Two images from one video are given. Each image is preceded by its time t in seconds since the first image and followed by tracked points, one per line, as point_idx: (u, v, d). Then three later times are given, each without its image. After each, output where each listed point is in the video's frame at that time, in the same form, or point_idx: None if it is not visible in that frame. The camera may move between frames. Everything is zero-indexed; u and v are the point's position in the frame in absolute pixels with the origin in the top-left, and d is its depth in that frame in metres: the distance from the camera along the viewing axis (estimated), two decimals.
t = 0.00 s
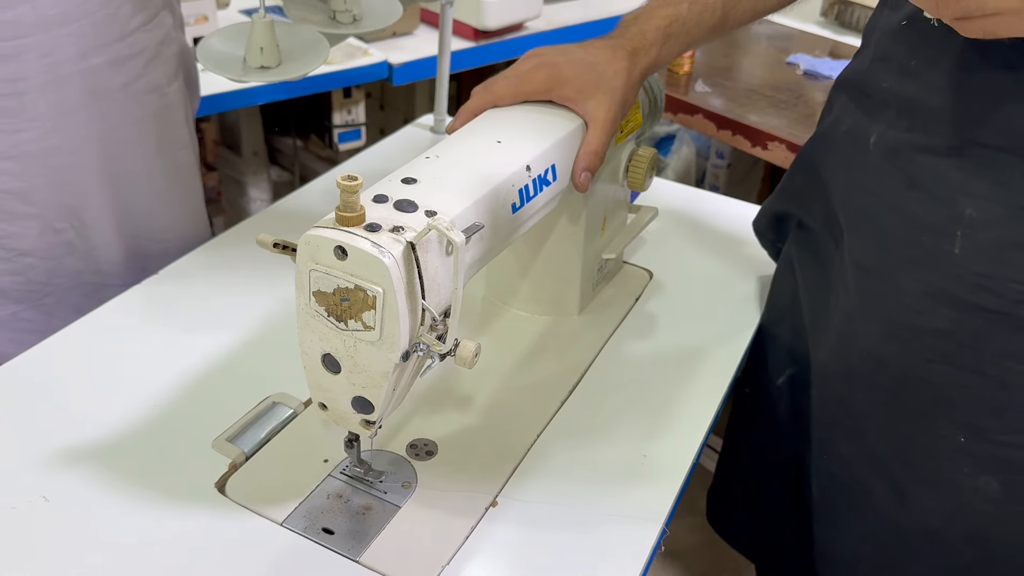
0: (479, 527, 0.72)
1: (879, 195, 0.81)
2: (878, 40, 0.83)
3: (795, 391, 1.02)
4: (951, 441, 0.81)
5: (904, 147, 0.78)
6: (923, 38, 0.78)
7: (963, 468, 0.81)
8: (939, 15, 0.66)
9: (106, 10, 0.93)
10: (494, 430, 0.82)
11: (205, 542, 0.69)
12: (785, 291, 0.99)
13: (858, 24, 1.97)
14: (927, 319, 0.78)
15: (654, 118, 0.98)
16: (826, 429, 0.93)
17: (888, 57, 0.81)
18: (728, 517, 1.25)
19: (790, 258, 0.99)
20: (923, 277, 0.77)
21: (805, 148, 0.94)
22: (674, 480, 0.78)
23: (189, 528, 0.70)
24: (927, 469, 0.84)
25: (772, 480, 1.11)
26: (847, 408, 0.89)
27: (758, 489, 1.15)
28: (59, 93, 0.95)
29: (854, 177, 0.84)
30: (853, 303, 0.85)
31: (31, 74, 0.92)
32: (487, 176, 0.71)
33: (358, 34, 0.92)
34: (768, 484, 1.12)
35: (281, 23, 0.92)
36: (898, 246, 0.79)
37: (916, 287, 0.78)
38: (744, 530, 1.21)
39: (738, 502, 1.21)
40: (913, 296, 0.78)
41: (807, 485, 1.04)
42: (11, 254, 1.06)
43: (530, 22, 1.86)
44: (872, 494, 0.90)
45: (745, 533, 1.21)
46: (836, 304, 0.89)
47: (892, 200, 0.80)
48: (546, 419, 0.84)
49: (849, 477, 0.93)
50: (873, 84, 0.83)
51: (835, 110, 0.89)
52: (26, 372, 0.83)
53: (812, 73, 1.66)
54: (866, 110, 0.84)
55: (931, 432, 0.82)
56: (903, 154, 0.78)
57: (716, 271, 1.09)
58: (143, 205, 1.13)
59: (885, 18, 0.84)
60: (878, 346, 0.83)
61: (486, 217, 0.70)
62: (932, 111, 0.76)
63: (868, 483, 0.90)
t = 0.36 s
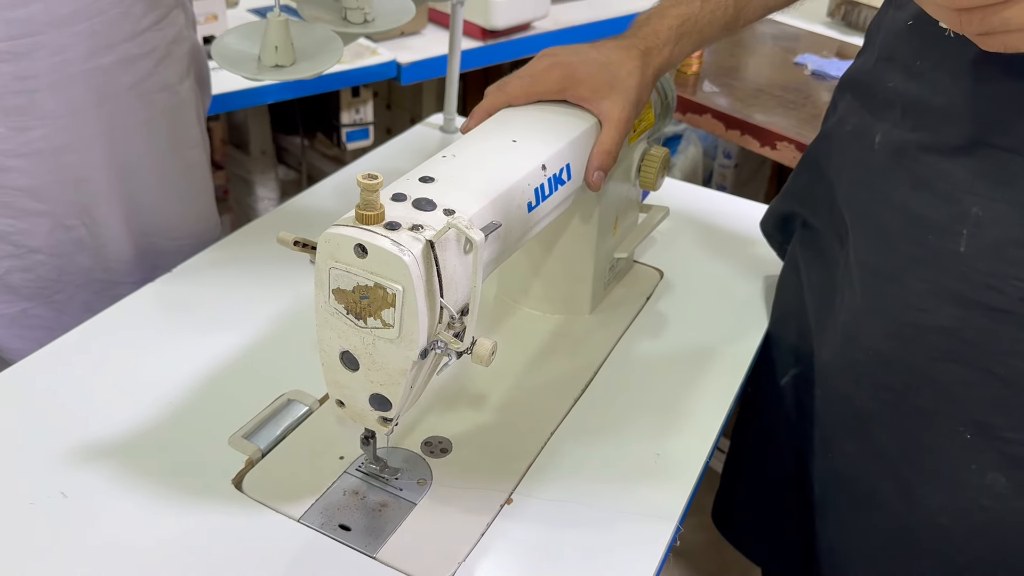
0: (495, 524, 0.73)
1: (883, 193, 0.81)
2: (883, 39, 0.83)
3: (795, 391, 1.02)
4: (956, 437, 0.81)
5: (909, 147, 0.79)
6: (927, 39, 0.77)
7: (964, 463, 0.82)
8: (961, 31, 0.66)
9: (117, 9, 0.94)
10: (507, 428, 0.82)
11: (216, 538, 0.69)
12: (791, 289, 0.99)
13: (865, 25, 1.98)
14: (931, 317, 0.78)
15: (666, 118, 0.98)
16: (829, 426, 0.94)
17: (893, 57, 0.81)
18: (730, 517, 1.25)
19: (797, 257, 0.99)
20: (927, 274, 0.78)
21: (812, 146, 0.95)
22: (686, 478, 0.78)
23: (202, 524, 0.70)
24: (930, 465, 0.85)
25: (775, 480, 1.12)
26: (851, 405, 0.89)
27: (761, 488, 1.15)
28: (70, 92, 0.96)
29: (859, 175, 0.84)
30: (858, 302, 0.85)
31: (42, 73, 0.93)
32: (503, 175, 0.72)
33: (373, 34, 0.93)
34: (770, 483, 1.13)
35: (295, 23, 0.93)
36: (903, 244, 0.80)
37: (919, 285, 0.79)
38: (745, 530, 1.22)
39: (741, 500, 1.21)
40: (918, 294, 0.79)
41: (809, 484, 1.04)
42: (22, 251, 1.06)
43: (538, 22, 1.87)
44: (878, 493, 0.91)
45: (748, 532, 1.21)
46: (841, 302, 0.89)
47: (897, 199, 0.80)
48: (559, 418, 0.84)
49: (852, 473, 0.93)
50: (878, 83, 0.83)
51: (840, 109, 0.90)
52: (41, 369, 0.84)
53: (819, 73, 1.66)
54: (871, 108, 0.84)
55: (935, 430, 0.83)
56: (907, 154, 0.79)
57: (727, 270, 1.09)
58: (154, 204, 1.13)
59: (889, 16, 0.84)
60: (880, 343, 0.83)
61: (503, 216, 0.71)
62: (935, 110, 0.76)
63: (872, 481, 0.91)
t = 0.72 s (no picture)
0: (499, 522, 0.73)
1: (888, 193, 0.82)
2: (887, 40, 0.84)
3: (796, 391, 1.02)
4: (961, 434, 0.81)
5: (913, 146, 0.79)
6: (933, 39, 0.78)
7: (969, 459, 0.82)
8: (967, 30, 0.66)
9: (123, 8, 0.94)
10: (512, 426, 0.83)
11: (221, 534, 0.70)
12: (794, 289, 0.99)
13: (868, 26, 1.98)
14: (936, 314, 0.79)
15: (669, 118, 0.99)
16: (832, 424, 0.94)
17: (897, 57, 0.82)
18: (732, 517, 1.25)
19: (800, 257, 0.99)
20: (931, 272, 0.78)
21: (815, 146, 0.95)
22: (689, 477, 0.79)
23: (208, 519, 0.71)
24: (934, 462, 0.85)
25: (778, 479, 1.12)
26: (854, 403, 0.90)
27: (763, 486, 1.15)
28: (75, 90, 0.96)
29: (863, 175, 0.85)
30: (862, 301, 0.85)
31: (47, 71, 0.93)
32: (510, 175, 0.72)
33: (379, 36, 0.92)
34: (773, 482, 1.13)
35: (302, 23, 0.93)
36: (907, 244, 0.80)
37: (924, 282, 0.79)
38: (747, 529, 1.22)
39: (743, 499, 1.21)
40: (923, 291, 0.79)
41: (810, 483, 1.04)
42: (27, 248, 1.07)
43: (541, 22, 1.87)
44: (883, 490, 0.91)
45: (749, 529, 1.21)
46: (845, 301, 0.89)
47: (901, 199, 0.80)
48: (562, 417, 0.84)
49: (856, 472, 0.93)
50: (881, 83, 0.83)
51: (843, 109, 0.90)
52: (48, 366, 0.84)
53: (822, 75, 1.67)
54: (875, 109, 0.85)
55: (940, 427, 0.83)
56: (912, 153, 0.79)
57: (730, 270, 1.10)
58: (159, 202, 1.14)
59: (893, 17, 0.84)
60: (884, 341, 0.84)
61: (509, 215, 0.71)
62: (940, 110, 0.76)
63: (876, 477, 0.91)
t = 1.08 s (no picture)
0: (500, 524, 0.73)
1: (901, 200, 0.81)
2: (899, 45, 0.83)
3: (805, 396, 1.02)
4: (974, 441, 0.80)
5: (928, 152, 0.78)
6: (947, 45, 0.77)
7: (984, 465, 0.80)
8: (997, 36, 0.61)
9: (125, 9, 0.94)
10: (513, 429, 0.82)
11: (221, 537, 0.70)
12: (798, 294, 0.98)
13: (871, 29, 1.98)
14: (948, 321, 0.78)
15: (670, 121, 0.98)
16: (840, 430, 0.93)
17: (909, 62, 0.81)
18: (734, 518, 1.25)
19: (805, 261, 0.98)
20: (944, 279, 0.77)
21: (824, 151, 0.94)
22: (691, 480, 0.79)
23: (207, 521, 0.71)
24: (941, 467, 0.84)
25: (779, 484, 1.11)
26: (863, 409, 0.89)
27: (765, 490, 1.15)
28: (77, 92, 0.97)
29: (875, 181, 0.84)
30: (875, 306, 0.84)
31: (49, 72, 0.93)
32: (512, 178, 0.72)
33: (380, 36, 0.93)
34: (773, 486, 1.13)
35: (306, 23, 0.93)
36: (921, 250, 0.79)
37: (936, 289, 0.78)
38: (748, 533, 1.21)
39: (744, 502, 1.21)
40: (935, 298, 0.78)
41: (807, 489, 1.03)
42: (29, 249, 1.07)
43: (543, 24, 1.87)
44: (889, 494, 0.90)
45: (749, 532, 1.21)
46: (856, 307, 0.88)
47: (915, 205, 0.79)
48: (563, 420, 0.84)
49: (862, 477, 0.92)
50: (893, 87, 0.83)
51: (851, 114, 0.89)
52: (49, 367, 0.84)
53: (824, 77, 1.67)
54: (886, 114, 0.84)
55: (951, 433, 0.82)
56: (926, 159, 0.78)
57: (732, 273, 1.10)
58: (160, 203, 1.14)
59: (903, 22, 0.83)
60: (895, 347, 0.83)
61: (512, 218, 0.71)
62: (955, 116, 0.75)
63: (885, 483, 0.90)
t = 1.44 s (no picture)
0: (499, 526, 0.73)
1: (911, 203, 0.80)
2: (909, 47, 0.82)
3: (811, 402, 1.00)
4: (985, 447, 0.78)
5: (939, 154, 0.77)
6: (958, 46, 0.77)
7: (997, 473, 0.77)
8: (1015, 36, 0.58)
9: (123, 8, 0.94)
10: (514, 431, 0.82)
11: (219, 539, 0.69)
12: (804, 297, 0.98)
13: (873, 29, 1.97)
14: (959, 325, 0.76)
15: (671, 121, 0.98)
16: (847, 435, 0.91)
17: (921, 64, 0.80)
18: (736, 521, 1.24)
19: (811, 263, 0.98)
20: (958, 283, 0.75)
21: (831, 153, 0.93)
22: (693, 483, 0.78)
23: (206, 522, 0.70)
24: (951, 475, 0.81)
25: (782, 489, 1.10)
26: (871, 414, 0.87)
27: (766, 494, 1.14)
28: (76, 91, 0.96)
29: (885, 184, 0.83)
30: (882, 311, 0.83)
31: (48, 71, 0.93)
32: (512, 178, 0.72)
33: (381, 36, 0.93)
34: (774, 490, 1.12)
35: (308, 23, 0.93)
36: (932, 253, 0.78)
37: (948, 294, 0.76)
38: (750, 538, 1.20)
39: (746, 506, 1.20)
40: (947, 302, 0.76)
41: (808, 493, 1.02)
42: (28, 249, 1.07)
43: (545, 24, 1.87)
44: (901, 501, 0.87)
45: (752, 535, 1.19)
46: (863, 312, 0.87)
47: (926, 208, 0.78)
48: (563, 421, 0.84)
49: (871, 483, 0.90)
50: (904, 89, 0.82)
51: (860, 116, 0.89)
52: (48, 366, 0.84)
53: (827, 78, 1.66)
54: (897, 117, 0.83)
55: (961, 440, 0.79)
56: (937, 161, 0.77)
57: (734, 274, 1.09)
58: (159, 202, 1.13)
59: (913, 25, 0.83)
60: (906, 351, 0.81)
61: (512, 218, 0.71)
62: (966, 117, 0.75)
63: (895, 489, 0.87)
